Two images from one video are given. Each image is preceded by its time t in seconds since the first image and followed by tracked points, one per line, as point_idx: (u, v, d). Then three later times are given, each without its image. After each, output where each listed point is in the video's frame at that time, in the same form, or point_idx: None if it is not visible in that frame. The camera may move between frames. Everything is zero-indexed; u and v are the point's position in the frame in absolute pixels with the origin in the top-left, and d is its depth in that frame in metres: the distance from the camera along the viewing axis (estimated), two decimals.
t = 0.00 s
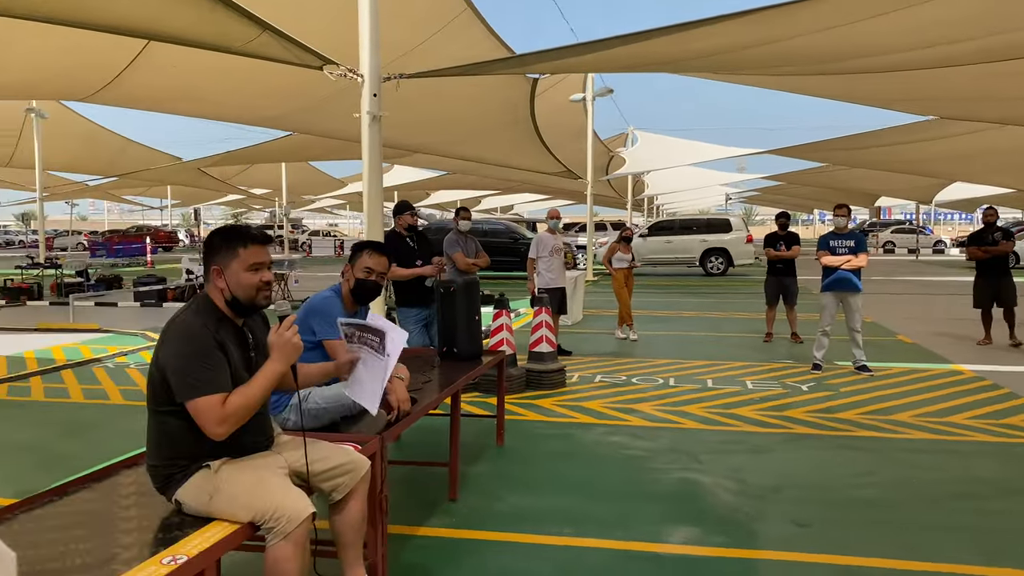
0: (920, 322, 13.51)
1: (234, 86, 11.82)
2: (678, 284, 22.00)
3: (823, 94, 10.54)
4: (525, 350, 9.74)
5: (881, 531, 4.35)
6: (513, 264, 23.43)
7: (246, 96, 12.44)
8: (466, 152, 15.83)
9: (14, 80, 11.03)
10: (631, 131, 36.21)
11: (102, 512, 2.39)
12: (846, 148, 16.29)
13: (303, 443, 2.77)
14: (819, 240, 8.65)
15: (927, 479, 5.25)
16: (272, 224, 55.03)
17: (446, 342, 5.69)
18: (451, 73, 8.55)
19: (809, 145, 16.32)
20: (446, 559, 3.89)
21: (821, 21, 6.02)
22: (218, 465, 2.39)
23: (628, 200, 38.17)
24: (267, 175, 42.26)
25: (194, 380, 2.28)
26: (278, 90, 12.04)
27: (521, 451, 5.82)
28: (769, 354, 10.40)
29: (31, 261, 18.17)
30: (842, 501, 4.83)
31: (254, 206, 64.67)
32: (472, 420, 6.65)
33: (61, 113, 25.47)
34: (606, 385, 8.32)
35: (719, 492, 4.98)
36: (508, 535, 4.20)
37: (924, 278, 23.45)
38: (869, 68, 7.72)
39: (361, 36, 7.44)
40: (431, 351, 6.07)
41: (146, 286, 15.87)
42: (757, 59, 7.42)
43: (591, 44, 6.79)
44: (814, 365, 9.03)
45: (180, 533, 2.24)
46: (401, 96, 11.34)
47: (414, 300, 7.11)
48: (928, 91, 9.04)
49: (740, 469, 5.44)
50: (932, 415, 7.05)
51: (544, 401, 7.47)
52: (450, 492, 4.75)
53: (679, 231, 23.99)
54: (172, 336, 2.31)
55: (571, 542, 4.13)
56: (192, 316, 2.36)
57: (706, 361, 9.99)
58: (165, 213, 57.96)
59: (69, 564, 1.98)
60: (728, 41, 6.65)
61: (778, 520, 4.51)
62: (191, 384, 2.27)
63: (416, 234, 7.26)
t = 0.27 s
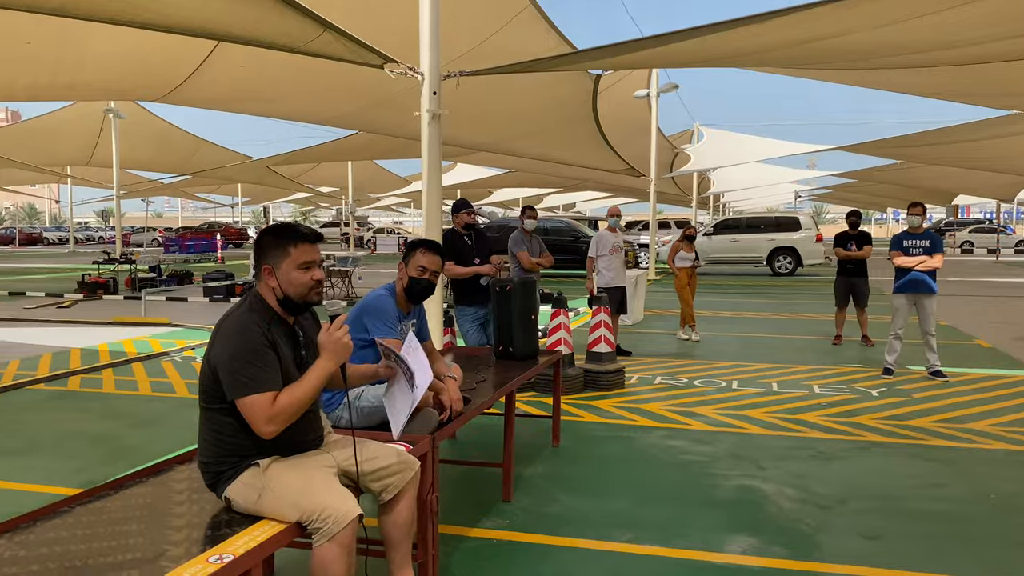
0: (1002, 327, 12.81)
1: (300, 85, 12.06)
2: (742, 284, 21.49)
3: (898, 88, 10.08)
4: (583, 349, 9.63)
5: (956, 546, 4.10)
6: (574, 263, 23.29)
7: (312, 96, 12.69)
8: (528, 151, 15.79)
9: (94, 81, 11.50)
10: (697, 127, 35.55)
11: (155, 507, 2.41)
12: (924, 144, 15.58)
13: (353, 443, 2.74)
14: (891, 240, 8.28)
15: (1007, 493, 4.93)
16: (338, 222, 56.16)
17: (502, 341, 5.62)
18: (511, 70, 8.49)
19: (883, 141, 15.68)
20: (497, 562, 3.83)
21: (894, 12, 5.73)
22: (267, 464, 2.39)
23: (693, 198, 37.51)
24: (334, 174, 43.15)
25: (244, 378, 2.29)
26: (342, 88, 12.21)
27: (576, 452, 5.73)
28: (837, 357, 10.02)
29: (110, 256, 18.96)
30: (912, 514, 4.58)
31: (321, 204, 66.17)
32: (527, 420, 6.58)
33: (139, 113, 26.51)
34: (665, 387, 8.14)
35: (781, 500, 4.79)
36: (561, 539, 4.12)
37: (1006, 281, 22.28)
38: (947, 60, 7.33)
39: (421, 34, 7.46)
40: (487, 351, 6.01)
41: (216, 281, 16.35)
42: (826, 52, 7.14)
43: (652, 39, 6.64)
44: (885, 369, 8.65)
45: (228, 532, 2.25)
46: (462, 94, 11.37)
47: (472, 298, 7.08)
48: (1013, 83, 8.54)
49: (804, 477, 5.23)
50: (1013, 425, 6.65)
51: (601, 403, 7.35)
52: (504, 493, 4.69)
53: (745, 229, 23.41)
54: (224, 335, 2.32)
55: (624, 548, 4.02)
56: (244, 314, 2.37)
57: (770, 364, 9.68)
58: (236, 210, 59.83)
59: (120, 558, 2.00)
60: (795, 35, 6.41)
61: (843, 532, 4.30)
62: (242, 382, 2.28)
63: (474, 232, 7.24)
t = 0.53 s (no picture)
0: None
1: (369, 84, 12.26)
2: (817, 283, 20.76)
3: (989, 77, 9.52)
4: (649, 348, 9.47)
5: None
6: (642, 260, 22.98)
7: (381, 95, 12.88)
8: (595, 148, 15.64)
9: (175, 83, 11.97)
10: (772, 122, 34.57)
11: (211, 497, 2.47)
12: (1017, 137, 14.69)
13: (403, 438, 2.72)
14: (976, 237, 7.83)
15: None
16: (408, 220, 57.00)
17: (562, 338, 5.56)
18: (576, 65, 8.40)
19: (972, 134, 14.86)
20: (553, 562, 3.77)
21: None
22: (319, 456, 2.41)
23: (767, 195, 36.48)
24: (405, 172, 43.81)
25: (296, 370, 2.31)
26: (410, 87, 12.35)
27: (638, 453, 5.63)
28: (917, 360, 9.55)
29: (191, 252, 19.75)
30: (995, 525, 4.31)
31: (392, 202, 67.27)
32: (588, 419, 6.50)
33: (219, 115, 27.53)
34: (733, 388, 7.92)
35: (851, 507, 4.58)
36: (619, 541, 4.03)
37: None
38: None
39: (485, 31, 7.46)
40: (547, 348, 5.96)
41: (290, 278, 16.81)
42: (907, 40, 6.79)
43: (719, 31, 6.45)
44: (969, 373, 8.19)
45: (280, 523, 2.28)
46: (528, 90, 11.34)
47: (534, 295, 7.04)
48: None
49: (877, 483, 4.99)
50: None
51: (665, 403, 7.20)
52: (562, 492, 4.64)
53: (821, 227, 22.63)
54: (278, 327, 2.35)
55: (683, 552, 3.91)
56: (298, 306, 2.39)
57: (845, 365, 9.31)
58: (311, 209, 61.51)
59: (173, 547, 2.05)
60: (871, 23, 6.12)
61: (918, 542, 4.08)
62: (294, 373, 2.31)
63: (535, 228, 7.21)
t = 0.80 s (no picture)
0: None
1: (431, 83, 12.37)
2: (893, 282, 19.95)
3: None
4: (712, 348, 9.26)
5: None
6: (708, 258, 22.54)
7: (444, 93, 12.98)
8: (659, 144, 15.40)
9: (246, 85, 12.35)
10: (846, 116, 33.40)
11: (258, 490, 2.51)
12: None
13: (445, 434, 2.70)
14: None
15: None
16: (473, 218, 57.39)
17: (618, 337, 5.45)
18: (638, 59, 8.27)
19: None
20: (604, 563, 3.70)
21: None
22: (361, 451, 2.42)
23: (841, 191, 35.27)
24: (470, 171, 44.12)
25: (338, 366, 2.33)
26: (472, 85, 12.42)
27: (696, 454, 5.49)
28: (999, 363, 9.05)
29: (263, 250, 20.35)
30: None
31: (457, 200, 67.84)
32: (646, 419, 6.38)
33: (291, 116, 28.33)
34: (799, 389, 7.66)
35: (919, 515, 4.36)
36: (673, 544, 3.93)
37: None
38: None
39: (545, 27, 7.40)
40: (603, 347, 5.86)
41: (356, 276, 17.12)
42: (988, 26, 6.44)
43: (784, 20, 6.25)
44: None
45: (323, 517, 2.30)
46: (589, 86, 11.23)
47: (592, 293, 6.94)
48: None
49: (948, 491, 4.74)
50: None
51: (727, 404, 7.00)
52: (616, 493, 4.53)
53: (898, 224, 21.74)
54: (321, 323, 2.37)
55: (738, 557, 3.79)
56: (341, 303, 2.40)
57: (919, 368, 8.90)
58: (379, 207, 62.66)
59: (218, 538, 2.09)
60: (948, 9, 5.82)
61: (991, 553, 3.85)
62: (336, 369, 2.33)
63: (594, 225, 7.12)
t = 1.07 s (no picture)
0: None
1: (482, 81, 12.42)
2: (960, 281, 19.18)
3: None
4: (765, 347, 9.06)
5: None
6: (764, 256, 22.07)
7: (495, 92, 13.02)
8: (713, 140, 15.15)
9: (302, 86, 12.61)
10: (912, 109, 32.26)
11: (298, 483, 2.56)
12: None
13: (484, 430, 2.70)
14: None
15: None
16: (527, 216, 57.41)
17: (665, 335, 5.36)
18: (690, 53, 8.14)
19: None
20: (647, 562, 3.63)
21: None
22: (398, 446, 2.44)
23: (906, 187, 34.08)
24: (523, 169, 44.14)
25: (376, 363, 2.35)
26: (522, 83, 12.42)
27: (745, 454, 5.37)
28: None
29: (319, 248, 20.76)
30: None
31: (511, 199, 67.95)
32: (695, 419, 6.28)
33: (347, 116, 28.82)
34: (856, 390, 7.42)
35: (977, 521, 4.18)
36: (717, 544, 3.84)
37: None
38: None
39: (594, 22, 7.35)
40: (651, 345, 5.78)
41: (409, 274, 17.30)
42: None
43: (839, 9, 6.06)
44: None
45: (361, 509, 2.33)
46: (640, 82, 11.11)
47: (641, 290, 6.86)
48: None
49: (1011, 497, 4.53)
50: None
51: (780, 404, 6.83)
52: (662, 493, 4.46)
53: (965, 220, 20.90)
54: (359, 321, 2.40)
55: (784, 559, 3.69)
56: (378, 301, 2.43)
57: (986, 370, 8.53)
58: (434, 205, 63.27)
59: (255, 529, 2.15)
60: None
61: None
62: (374, 366, 2.36)
63: (643, 222, 7.03)
